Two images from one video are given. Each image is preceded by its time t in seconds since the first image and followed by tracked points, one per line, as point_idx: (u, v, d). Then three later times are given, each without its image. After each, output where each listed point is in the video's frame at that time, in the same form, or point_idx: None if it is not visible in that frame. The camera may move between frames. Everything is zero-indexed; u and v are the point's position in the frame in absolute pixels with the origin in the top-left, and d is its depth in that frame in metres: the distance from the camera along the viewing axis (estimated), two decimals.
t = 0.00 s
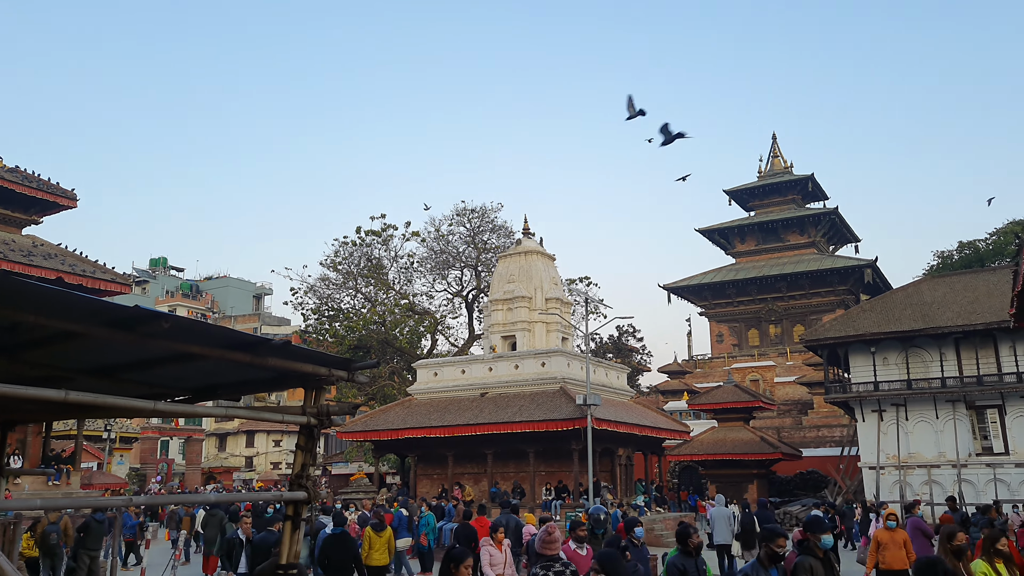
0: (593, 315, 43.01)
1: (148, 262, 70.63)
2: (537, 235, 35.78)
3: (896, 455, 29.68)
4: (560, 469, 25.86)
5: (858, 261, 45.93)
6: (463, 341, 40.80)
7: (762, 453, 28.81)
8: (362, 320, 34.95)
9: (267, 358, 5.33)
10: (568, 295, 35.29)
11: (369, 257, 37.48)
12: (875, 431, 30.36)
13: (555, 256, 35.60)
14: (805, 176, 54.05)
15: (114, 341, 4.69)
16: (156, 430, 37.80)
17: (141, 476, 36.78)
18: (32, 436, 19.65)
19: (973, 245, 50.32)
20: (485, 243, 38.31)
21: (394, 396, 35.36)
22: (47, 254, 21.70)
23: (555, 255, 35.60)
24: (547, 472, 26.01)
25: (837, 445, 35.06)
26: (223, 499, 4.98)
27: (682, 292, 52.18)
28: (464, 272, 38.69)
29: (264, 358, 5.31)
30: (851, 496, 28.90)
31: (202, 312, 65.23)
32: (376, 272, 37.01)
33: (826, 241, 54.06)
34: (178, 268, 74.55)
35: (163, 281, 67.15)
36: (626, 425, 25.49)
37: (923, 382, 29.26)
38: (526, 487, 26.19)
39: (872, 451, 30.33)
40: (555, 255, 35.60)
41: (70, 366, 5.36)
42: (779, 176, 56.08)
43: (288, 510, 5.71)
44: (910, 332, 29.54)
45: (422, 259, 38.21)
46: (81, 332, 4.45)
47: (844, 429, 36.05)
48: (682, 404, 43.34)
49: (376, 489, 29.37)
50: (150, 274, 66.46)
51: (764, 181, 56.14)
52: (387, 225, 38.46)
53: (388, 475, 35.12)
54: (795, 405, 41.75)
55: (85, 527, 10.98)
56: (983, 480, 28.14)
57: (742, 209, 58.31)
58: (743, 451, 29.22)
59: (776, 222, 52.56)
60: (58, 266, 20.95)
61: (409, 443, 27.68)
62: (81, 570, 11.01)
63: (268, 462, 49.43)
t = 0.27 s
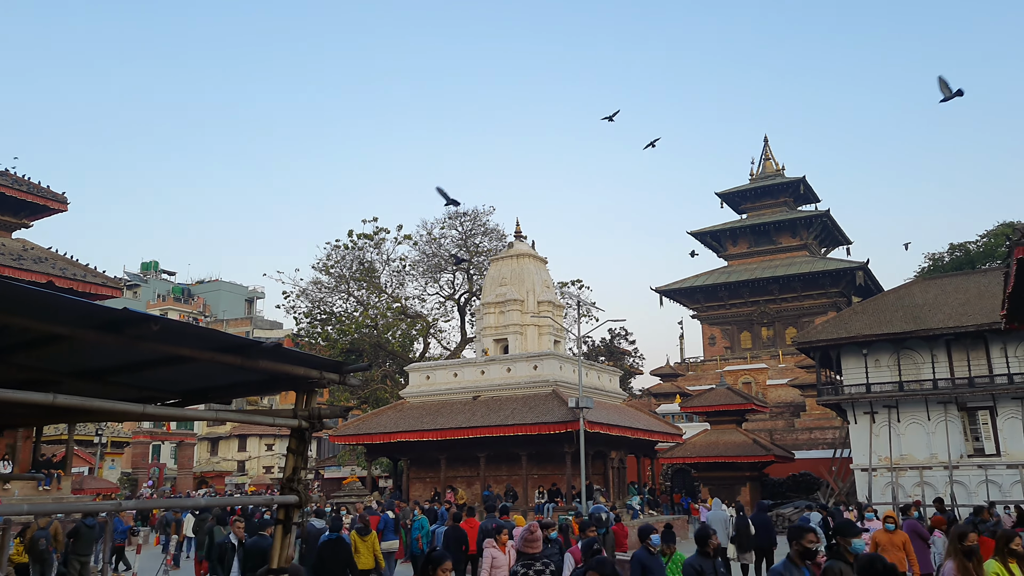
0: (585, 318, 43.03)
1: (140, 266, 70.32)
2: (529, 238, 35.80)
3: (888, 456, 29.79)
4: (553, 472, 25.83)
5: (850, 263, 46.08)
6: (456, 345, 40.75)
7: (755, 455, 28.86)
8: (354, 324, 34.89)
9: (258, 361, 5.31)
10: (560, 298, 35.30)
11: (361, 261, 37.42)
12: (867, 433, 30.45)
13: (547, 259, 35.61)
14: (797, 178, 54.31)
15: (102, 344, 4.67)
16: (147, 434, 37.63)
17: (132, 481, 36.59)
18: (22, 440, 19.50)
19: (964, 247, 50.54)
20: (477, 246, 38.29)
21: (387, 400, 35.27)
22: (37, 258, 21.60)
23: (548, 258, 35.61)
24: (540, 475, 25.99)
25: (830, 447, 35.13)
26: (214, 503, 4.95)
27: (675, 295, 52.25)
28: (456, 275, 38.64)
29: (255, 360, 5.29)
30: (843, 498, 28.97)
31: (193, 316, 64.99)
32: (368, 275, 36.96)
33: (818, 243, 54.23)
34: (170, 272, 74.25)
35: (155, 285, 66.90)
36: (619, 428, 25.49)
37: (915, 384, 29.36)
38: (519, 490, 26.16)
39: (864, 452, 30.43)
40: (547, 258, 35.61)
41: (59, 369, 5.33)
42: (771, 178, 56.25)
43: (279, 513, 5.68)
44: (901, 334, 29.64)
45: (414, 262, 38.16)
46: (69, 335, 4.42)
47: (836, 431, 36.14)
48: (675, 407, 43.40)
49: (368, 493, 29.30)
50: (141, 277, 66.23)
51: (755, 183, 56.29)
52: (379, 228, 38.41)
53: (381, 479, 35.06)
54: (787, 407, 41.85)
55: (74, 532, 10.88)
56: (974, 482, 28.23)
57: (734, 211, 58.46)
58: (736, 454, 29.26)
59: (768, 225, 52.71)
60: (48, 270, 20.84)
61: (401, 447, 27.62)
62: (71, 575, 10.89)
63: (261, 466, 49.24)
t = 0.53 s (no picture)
0: (592, 318, 43.02)
1: (148, 266, 70.60)
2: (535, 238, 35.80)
3: (897, 456, 29.66)
4: (559, 472, 25.85)
5: (858, 262, 45.92)
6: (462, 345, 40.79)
7: (762, 455, 28.80)
8: (360, 324, 34.96)
9: (263, 361, 5.34)
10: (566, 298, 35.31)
11: (367, 261, 37.49)
12: (875, 433, 30.33)
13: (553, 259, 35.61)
14: (804, 177, 54.18)
15: (109, 344, 4.71)
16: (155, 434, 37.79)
17: (140, 480, 36.76)
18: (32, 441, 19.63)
19: (973, 246, 50.31)
20: (483, 246, 38.31)
21: (393, 400, 35.32)
22: (46, 258, 21.73)
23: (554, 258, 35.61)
24: (546, 475, 26.01)
25: (837, 447, 35.03)
26: (219, 503, 4.99)
27: (682, 295, 52.19)
28: (463, 275, 38.69)
29: (260, 361, 5.32)
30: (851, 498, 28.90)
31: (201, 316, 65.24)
32: (375, 275, 37.04)
33: (826, 243, 54.05)
34: (178, 273, 74.54)
35: (163, 286, 67.18)
36: (625, 428, 25.48)
37: (923, 384, 29.26)
38: (525, 490, 26.20)
39: (872, 452, 30.25)
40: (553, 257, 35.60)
41: (65, 369, 5.37)
42: (778, 177, 56.10)
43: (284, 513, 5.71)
44: (909, 334, 29.53)
45: (420, 262, 38.20)
46: (75, 336, 4.45)
47: (843, 431, 36.04)
48: (682, 407, 43.35)
49: (375, 492, 29.37)
50: (149, 278, 66.53)
51: (762, 183, 56.17)
52: (385, 229, 38.46)
53: (388, 479, 35.14)
54: (795, 407, 41.77)
55: (83, 531, 10.93)
56: (983, 482, 28.12)
57: (741, 210, 58.34)
58: (743, 454, 29.21)
59: (775, 224, 52.57)
60: (58, 270, 20.95)
61: (407, 446, 27.67)
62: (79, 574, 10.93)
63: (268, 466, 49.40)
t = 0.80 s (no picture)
0: (611, 318, 42.92)
1: (171, 267, 71.29)
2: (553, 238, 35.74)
3: (920, 457, 29.35)
4: (578, 472, 25.81)
5: (880, 261, 45.47)
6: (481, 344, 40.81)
7: (783, 456, 28.60)
8: (380, 323, 35.12)
9: (281, 360, 5.38)
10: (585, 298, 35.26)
11: (386, 261, 37.64)
12: (898, 433, 30.02)
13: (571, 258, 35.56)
14: (825, 176, 53.76)
15: (129, 343, 4.77)
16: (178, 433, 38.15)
17: (163, 478, 37.15)
18: (57, 438, 19.87)
19: (998, 245, 49.62)
20: (501, 246, 38.35)
21: (413, 400, 35.43)
22: (71, 259, 22.02)
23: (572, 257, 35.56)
24: (565, 475, 25.99)
25: (860, 447, 34.71)
26: (237, 501, 5.03)
27: (702, 294, 51.92)
28: (481, 275, 38.74)
29: (278, 360, 5.36)
30: (873, 499, 28.63)
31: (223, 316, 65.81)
32: (394, 275, 37.19)
33: (848, 241, 53.55)
34: (201, 273, 75.25)
35: (186, 286, 67.85)
36: (644, 428, 25.42)
37: (947, 384, 28.91)
38: (544, 489, 26.20)
39: (895, 453, 30.00)
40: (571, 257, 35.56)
41: (87, 368, 5.45)
42: (799, 176, 55.67)
43: (302, 511, 5.76)
44: (932, 334, 29.19)
45: (439, 262, 38.30)
46: (95, 334, 4.52)
47: (866, 431, 35.70)
48: (702, 407, 43.14)
49: (394, 491, 29.50)
50: (172, 278, 67.23)
51: (783, 181, 55.76)
52: (403, 229, 38.58)
53: (407, 478, 35.27)
54: (816, 408, 41.44)
55: (107, 528, 11.03)
56: (1009, 483, 27.72)
57: (762, 209, 57.96)
58: (763, 454, 29.03)
59: (796, 223, 52.16)
60: (81, 270, 21.22)
61: (426, 445, 27.76)
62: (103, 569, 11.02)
63: (289, 464, 49.74)
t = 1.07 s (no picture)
0: (629, 318, 42.79)
1: (191, 267, 71.86)
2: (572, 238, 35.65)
3: (943, 459, 29.02)
4: (595, 472, 25.76)
5: (902, 261, 45.01)
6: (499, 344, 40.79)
7: (803, 457, 28.38)
8: (398, 323, 35.21)
9: (297, 360, 5.41)
10: (603, 298, 35.17)
11: (404, 261, 37.75)
12: (920, 435, 29.70)
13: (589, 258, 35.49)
14: (846, 175, 53.30)
15: (147, 343, 4.81)
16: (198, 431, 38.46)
17: (184, 477, 37.47)
18: (79, 437, 20.07)
19: None
20: (519, 246, 38.35)
21: (430, 400, 35.52)
22: (93, 260, 22.27)
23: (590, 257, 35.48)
24: (583, 475, 25.95)
25: (881, 449, 34.37)
26: (254, 500, 5.05)
27: (721, 294, 51.64)
28: (499, 275, 38.75)
29: (295, 359, 5.39)
30: (895, 501, 28.35)
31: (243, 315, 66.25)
32: (412, 276, 37.30)
33: (869, 241, 53.05)
34: (221, 273, 75.84)
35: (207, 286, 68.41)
36: (662, 428, 25.31)
37: (970, 385, 28.57)
38: (562, 490, 26.18)
39: (917, 455, 29.67)
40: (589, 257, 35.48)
41: (107, 367, 5.50)
42: (820, 175, 55.22)
43: (318, 511, 5.78)
44: (955, 334, 28.86)
45: (457, 262, 38.35)
46: (114, 334, 4.56)
47: (887, 433, 35.35)
48: (721, 408, 42.90)
49: (412, 491, 29.58)
50: (193, 278, 67.84)
51: (803, 181, 55.33)
52: (422, 229, 38.67)
53: (425, 477, 35.36)
54: (837, 408, 41.12)
55: (128, 527, 11.06)
56: None
57: (782, 209, 57.56)
58: (783, 455, 28.83)
59: (817, 222, 51.74)
60: (104, 271, 21.47)
61: (444, 446, 27.80)
62: (124, 568, 11.07)
63: (308, 463, 50.01)
